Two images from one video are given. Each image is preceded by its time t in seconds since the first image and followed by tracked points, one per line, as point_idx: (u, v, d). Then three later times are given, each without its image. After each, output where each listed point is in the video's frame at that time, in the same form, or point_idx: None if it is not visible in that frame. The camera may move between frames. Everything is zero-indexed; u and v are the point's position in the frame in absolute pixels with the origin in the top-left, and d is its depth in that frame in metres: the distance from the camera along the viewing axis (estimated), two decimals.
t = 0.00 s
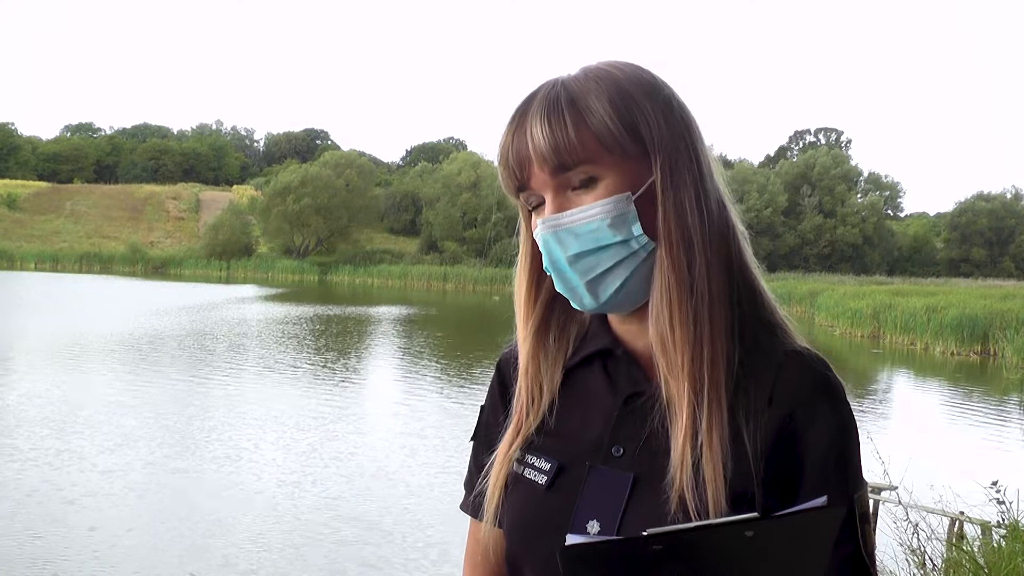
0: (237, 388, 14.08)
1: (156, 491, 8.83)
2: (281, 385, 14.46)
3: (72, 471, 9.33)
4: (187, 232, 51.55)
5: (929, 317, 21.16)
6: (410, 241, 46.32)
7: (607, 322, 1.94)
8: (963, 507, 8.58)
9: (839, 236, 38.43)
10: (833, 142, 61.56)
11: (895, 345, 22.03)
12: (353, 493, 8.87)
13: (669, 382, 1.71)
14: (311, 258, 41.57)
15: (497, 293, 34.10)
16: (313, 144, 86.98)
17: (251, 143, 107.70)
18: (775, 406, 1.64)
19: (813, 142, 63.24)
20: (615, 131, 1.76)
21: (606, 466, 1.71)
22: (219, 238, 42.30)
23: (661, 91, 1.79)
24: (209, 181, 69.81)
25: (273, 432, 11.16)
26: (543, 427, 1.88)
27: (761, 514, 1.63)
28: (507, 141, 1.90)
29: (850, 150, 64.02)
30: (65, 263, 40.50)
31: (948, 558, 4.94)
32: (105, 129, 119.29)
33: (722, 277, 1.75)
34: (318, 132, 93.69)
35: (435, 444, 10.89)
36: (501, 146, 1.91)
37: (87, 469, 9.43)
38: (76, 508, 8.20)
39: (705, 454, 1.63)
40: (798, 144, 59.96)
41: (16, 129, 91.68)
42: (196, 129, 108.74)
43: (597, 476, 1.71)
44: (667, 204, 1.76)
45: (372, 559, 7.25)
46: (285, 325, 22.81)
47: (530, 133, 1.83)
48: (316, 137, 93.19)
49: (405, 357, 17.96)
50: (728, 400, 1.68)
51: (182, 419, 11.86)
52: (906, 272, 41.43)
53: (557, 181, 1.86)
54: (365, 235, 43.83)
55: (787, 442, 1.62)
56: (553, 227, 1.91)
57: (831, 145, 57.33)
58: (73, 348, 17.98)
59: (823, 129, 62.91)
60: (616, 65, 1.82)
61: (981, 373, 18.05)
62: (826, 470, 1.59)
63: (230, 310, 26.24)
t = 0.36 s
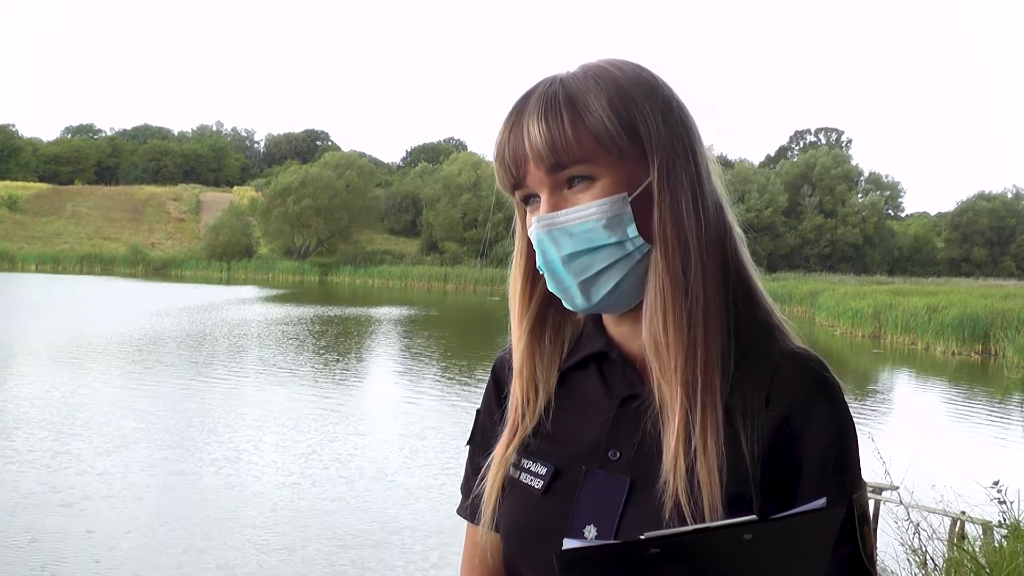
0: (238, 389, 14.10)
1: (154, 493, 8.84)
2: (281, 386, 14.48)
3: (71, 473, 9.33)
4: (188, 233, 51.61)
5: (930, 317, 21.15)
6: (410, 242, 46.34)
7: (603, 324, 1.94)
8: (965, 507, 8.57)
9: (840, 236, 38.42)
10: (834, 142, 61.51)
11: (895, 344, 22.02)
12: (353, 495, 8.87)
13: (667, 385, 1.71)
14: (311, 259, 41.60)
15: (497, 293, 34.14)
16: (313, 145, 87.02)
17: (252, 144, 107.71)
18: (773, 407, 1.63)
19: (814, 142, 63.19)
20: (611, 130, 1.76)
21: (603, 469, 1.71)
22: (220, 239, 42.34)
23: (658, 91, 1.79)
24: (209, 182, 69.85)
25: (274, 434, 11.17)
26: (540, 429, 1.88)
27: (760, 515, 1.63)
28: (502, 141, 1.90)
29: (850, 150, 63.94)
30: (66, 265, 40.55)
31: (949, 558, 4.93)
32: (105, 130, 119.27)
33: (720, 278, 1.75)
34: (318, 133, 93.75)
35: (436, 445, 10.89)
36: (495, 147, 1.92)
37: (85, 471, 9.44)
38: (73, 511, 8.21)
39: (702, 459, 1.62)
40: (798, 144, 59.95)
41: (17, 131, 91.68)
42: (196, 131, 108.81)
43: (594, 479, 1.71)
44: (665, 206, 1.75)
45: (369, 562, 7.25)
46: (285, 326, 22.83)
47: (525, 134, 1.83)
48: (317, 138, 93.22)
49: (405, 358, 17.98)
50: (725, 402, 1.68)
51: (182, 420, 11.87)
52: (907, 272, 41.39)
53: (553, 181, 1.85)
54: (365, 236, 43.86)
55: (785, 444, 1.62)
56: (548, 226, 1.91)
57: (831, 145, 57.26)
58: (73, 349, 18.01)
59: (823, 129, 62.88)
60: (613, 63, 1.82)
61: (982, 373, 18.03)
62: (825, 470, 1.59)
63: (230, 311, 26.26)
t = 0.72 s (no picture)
0: (239, 390, 14.12)
1: (153, 495, 8.84)
2: (283, 387, 14.49)
3: (69, 475, 9.34)
4: (189, 233, 51.62)
5: (932, 316, 21.14)
6: (412, 242, 46.37)
7: (606, 326, 1.95)
8: (966, 507, 8.55)
9: (841, 235, 38.40)
10: (834, 141, 61.45)
11: (897, 344, 22.00)
12: (354, 496, 8.88)
13: (670, 389, 1.71)
14: (312, 259, 41.61)
15: (498, 293, 34.16)
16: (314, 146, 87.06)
17: (252, 144, 107.80)
18: (776, 412, 1.64)
19: (814, 142, 63.14)
20: (610, 137, 1.76)
21: (603, 470, 1.72)
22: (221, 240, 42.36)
23: (660, 96, 1.79)
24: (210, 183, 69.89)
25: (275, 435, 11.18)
26: (542, 429, 1.89)
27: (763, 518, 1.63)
28: (504, 144, 1.90)
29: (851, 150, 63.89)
30: (67, 265, 40.58)
31: (951, 558, 4.93)
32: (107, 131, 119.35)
33: (723, 283, 1.75)
34: (319, 133, 93.76)
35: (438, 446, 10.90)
36: (498, 151, 1.92)
37: (84, 473, 9.44)
38: (71, 512, 8.21)
39: (702, 464, 1.63)
40: (799, 144, 59.94)
41: (18, 131, 91.72)
42: (197, 131, 108.90)
43: (594, 479, 1.72)
44: (667, 211, 1.76)
45: (369, 564, 7.24)
46: (286, 326, 22.84)
47: (527, 137, 1.83)
48: (318, 138, 93.23)
49: (406, 359, 18.00)
50: (727, 408, 1.69)
51: (183, 421, 11.88)
52: (908, 271, 41.37)
53: (554, 188, 1.86)
54: (366, 236, 43.87)
55: (788, 449, 1.62)
56: (550, 234, 1.92)
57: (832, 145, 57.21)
58: (75, 350, 18.02)
59: (824, 128, 62.79)
60: (615, 67, 1.82)
61: (984, 373, 18.01)
62: (827, 476, 1.59)
63: (232, 312, 26.26)
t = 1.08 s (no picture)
0: (240, 390, 14.12)
1: (150, 496, 8.84)
2: (284, 387, 14.50)
3: (67, 477, 9.34)
4: (189, 233, 51.62)
5: (932, 315, 21.14)
6: (412, 242, 46.38)
7: (608, 323, 1.95)
8: (967, 506, 8.55)
9: (841, 235, 38.40)
10: (834, 140, 61.42)
11: (897, 343, 21.99)
12: (354, 497, 8.88)
13: (666, 392, 1.72)
14: (313, 259, 41.63)
15: (498, 293, 34.15)
16: (314, 146, 87.04)
17: (252, 144, 107.83)
18: (777, 414, 1.64)
19: (814, 141, 63.07)
20: (612, 137, 1.76)
21: (601, 464, 1.72)
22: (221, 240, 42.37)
23: (666, 95, 1.79)
24: (210, 184, 69.84)
25: (276, 435, 11.19)
26: (542, 422, 1.89)
27: (761, 519, 1.63)
28: (509, 141, 1.90)
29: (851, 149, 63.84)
30: (68, 265, 40.60)
31: (952, 557, 4.93)
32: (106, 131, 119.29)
33: (725, 284, 1.75)
34: (320, 133, 93.81)
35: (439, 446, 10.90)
36: (503, 148, 1.92)
37: (82, 474, 9.45)
38: (69, 514, 8.21)
39: (701, 462, 1.64)
40: (799, 143, 59.95)
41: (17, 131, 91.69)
42: (197, 132, 108.95)
43: (590, 475, 1.72)
44: (667, 215, 1.75)
45: (368, 565, 7.23)
46: (286, 327, 22.85)
47: (528, 136, 1.84)
48: (318, 138, 93.24)
49: (408, 359, 18.02)
50: (728, 408, 1.68)
51: (182, 421, 11.88)
52: (908, 270, 41.35)
53: (555, 186, 1.86)
54: (367, 236, 43.85)
55: (789, 449, 1.62)
56: (549, 232, 1.93)
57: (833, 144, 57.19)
58: (75, 351, 18.02)
59: (824, 127, 62.75)
60: (622, 64, 1.83)
61: (984, 372, 18.01)
62: (825, 480, 1.59)
63: (232, 313, 26.28)
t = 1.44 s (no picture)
0: (241, 390, 14.12)
1: (149, 497, 8.83)
2: (285, 387, 14.50)
3: (65, 478, 9.33)
4: (189, 233, 51.62)
5: (933, 315, 21.13)
6: (413, 241, 46.39)
7: (616, 325, 1.95)
8: (969, 507, 8.53)
9: (842, 235, 38.38)
10: (835, 140, 61.45)
11: (898, 343, 21.99)
12: (355, 498, 8.87)
13: (674, 395, 1.71)
14: (313, 259, 41.64)
15: (499, 292, 34.14)
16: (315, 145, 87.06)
17: (253, 144, 107.91)
18: (783, 418, 1.64)
19: (815, 140, 63.05)
20: (618, 138, 1.76)
21: (605, 465, 1.72)
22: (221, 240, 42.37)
23: (672, 98, 1.79)
24: (211, 183, 69.87)
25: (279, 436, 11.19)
26: (547, 423, 1.89)
27: (767, 523, 1.62)
28: (516, 142, 1.90)
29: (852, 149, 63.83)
30: (68, 265, 40.59)
31: (953, 557, 4.93)
32: (107, 131, 119.40)
33: (732, 287, 1.75)
34: (320, 133, 93.81)
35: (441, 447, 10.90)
36: (510, 148, 1.92)
37: (81, 475, 9.44)
38: (66, 515, 8.20)
39: (707, 464, 1.63)
40: (799, 143, 59.95)
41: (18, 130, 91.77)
42: (198, 132, 108.98)
43: (595, 476, 1.71)
44: (673, 218, 1.75)
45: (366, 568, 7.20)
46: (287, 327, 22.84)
47: (536, 137, 1.84)
48: (319, 137, 93.27)
49: (409, 358, 18.03)
50: (735, 411, 1.69)
51: (181, 422, 11.88)
52: (909, 270, 41.33)
53: (562, 188, 1.86)
54: (368, 236, 43.83)
55: (796, 453, 1.62)
56: (555, 233, 1.93)
57: (833, 143, 57.23)
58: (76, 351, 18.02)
59: (824, 127, 62.78)
60: (628, 67, 1.82)
61: (985, 372, 18.01)
62: (831, 482, 1.59)
63: (232, 313, 26.27)
